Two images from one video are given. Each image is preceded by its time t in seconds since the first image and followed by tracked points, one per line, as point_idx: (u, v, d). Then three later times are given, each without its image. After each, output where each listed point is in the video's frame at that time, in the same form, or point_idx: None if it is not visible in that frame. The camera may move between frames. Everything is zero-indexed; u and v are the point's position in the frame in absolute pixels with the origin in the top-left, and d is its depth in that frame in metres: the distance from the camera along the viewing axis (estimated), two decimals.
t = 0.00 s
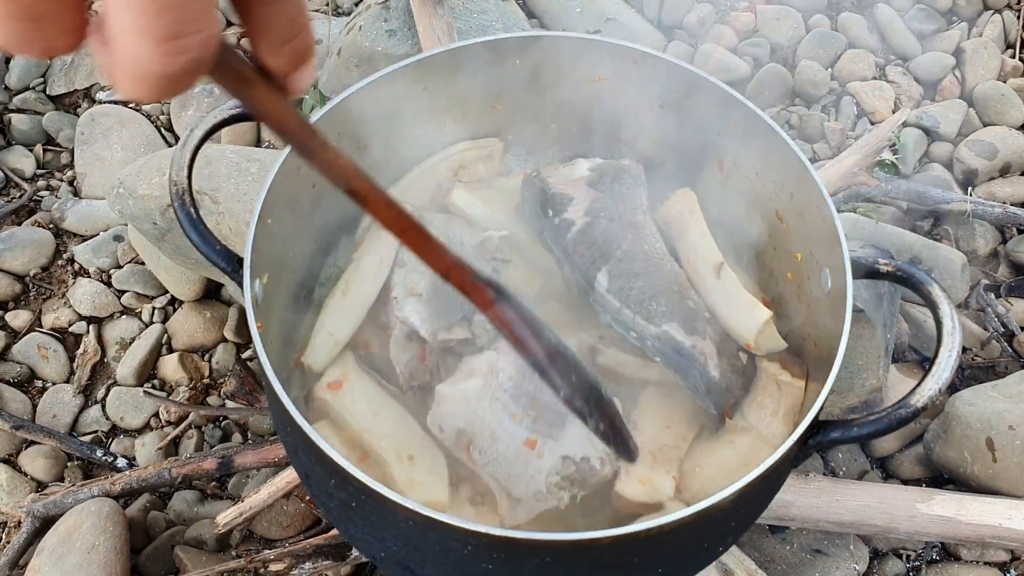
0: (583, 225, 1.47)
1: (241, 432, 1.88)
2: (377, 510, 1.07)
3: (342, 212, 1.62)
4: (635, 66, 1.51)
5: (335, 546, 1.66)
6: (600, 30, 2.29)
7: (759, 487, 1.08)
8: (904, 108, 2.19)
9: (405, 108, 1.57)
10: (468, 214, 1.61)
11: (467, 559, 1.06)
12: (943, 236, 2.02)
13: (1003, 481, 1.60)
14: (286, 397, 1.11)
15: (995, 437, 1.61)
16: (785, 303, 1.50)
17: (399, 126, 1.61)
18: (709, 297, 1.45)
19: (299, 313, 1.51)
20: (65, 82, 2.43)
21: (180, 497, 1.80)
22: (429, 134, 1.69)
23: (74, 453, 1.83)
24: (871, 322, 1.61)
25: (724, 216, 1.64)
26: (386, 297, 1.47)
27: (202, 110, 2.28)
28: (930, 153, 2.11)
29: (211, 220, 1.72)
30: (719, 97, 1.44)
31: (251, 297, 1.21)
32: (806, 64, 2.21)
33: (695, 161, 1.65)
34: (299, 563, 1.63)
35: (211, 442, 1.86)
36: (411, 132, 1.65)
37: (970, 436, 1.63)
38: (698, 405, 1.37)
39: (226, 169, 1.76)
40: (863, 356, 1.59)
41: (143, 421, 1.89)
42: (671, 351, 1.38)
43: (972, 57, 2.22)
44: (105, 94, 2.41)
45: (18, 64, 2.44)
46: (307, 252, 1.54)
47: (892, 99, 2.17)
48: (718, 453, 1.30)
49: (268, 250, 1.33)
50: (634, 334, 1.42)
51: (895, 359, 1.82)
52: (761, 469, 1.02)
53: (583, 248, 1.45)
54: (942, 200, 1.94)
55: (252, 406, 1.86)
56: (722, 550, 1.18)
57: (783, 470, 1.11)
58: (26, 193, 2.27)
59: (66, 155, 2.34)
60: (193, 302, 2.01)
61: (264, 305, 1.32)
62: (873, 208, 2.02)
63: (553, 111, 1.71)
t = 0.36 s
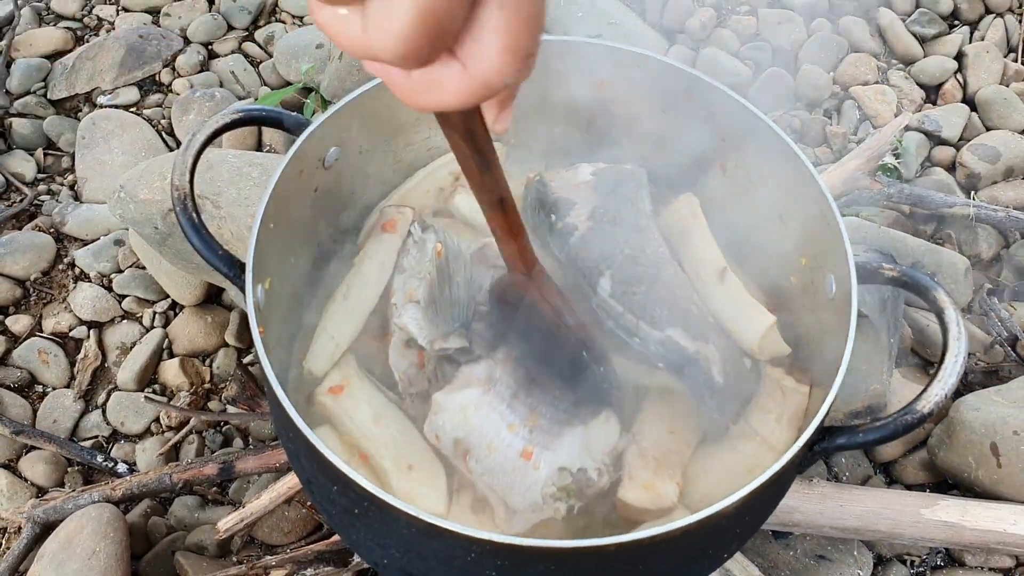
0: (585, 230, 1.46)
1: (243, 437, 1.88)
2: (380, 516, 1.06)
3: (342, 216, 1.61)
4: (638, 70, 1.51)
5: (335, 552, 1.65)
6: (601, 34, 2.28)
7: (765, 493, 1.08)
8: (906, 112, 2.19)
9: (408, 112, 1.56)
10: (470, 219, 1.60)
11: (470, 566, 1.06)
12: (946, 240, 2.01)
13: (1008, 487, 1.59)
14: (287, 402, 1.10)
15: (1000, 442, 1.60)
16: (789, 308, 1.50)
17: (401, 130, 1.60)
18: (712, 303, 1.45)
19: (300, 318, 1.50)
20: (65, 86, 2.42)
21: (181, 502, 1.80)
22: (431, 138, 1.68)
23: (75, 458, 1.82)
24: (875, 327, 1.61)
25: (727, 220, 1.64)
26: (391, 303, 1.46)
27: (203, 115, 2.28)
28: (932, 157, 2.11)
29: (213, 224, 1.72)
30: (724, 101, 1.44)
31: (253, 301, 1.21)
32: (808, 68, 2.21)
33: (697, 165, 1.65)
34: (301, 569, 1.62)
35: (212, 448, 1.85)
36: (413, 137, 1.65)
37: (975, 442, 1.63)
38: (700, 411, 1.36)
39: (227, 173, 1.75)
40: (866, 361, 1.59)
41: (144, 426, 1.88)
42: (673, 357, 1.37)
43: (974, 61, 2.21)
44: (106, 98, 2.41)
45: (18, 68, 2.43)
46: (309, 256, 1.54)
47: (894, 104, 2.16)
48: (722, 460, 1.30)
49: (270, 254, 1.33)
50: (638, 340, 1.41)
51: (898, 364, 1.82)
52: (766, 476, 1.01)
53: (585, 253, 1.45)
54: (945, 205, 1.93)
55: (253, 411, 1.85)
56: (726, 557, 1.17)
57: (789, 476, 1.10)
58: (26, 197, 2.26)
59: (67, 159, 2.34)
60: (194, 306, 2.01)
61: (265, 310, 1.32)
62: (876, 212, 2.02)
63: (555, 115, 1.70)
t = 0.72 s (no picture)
0: (592, 228, 1.46)
1: (245, 437, 1.87)
2: (386, 516, 1.05)
3: (346, 215, 1.60)
4: (643, 67, 1.50)
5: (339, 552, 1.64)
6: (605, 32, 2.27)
7: (773, 492, 1.07)
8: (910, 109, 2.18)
9: (411, 109, 1.56)
10: (474, 219, 1.60)
11: (476, 566, 1.05)
12: (952, 238, 2.00)
13: (1014, 485, 1.58)
14: (292, 401, 1.09)
15: (1007, 441, 1.59)
16: (795, 307, 1.49)
17: (404, 129, 1.60)
18: (720, 302, 1.44)
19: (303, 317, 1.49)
20: (65, 84, 2.41)
21: (183, 502, 1.79)
22: (434, 136, 1.67)
23: (76, 458, 1.82)
24: (882, 325, 1.60)
25: (733, 218, 1.63)
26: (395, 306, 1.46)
27: (204, 113, 2.27)
28: (937, 155, 2.10)
29: (215, 223, 1.70)
30: (731, 98, 1.42)
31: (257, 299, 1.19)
32: (813, 65, 2.20)
33: (703, 163, 1.64)
34: (304, 569, 1.61)
35: (214, 447, 1.84)
36: (416, 135, 1.64)
37: (981, 440, 1.62)
38: (707, 411, 1.35)
39: (229, 171, 1.75)
40: (873, 359, 1.58)
41: (146, 426, 1.87)
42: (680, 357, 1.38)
43: (978, 58, 2.21)
44: (106, 97, 2.40)
45: (18, 66, 2.42)
46: (312, 254, 1.53)
47: (898, 101, 2.16)
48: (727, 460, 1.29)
49: (273, 253, 1.32)
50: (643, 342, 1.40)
51: (903, 362, 1.81)
52: (775, 475, 1.00)
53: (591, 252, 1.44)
54: (951, 203, 1.92)
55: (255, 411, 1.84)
56: (734, 557, 1.16)
57: (796, 475, 1.09)
58: (27, 197, 2.25)
59: (67, 158, 2.33)
60: (196, 305, 2.00)
61: (268, 309, 1.31)
62: (881, 209, 2.01)
63: (560, 113, 1.69)
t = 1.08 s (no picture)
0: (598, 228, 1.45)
1: (248, 437, 1.87)
2: (392, 517, 1.05)
3: (350, 216, 1.60)
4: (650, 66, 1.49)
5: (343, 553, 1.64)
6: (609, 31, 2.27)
7: (782, 495, 1.06)
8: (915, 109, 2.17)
9: (417, 109, 1.55)
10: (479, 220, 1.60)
11: (483, 567, 1.04)
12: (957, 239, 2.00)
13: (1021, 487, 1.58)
14: (298, 401, 1.09)
15: (1013, 442, 1.59)
16: (801, 307, 1.49)
17: (409, 128, 1.59)
18: (725, 302, 1.44)
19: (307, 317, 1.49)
20: (67, 83, 2.40)
21: (186, 503, 1.79)
22: (439, 135, 1.67)
23: (79, 459, 1.81)
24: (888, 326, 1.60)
25: (740, 218, 1.62)
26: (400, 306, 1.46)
27: (207, 112, 2.27)
28: (942, 155, 2.10)
29: (219, 222, 1.70)
30: (738, 97, 1.42)
31: (262, 299, 1.19)
32: (817, 65, 2.19)
33: (709, 164, 1.63)
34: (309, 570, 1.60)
35: (217, 447, 1.84)
36: (421, 134, 1.63)
37: (987, 442, 1.61)
38: (712, 412, 1.35)
39: (233, 171, 1.74)
40: (879, 359, 1.58)
41: (148, 426, 1.87)
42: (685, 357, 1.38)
43: (983, 58, 2.20)
44: (108, 96, 2.39)
45: (20, 65, 2.42)
46: (316, 254, 1.52)
47: (903, 102, 2.15)
48: (733, 461, 1.29)
49: (278, 253, 1.31)
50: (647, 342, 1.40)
51: (908, 363, 1.80)
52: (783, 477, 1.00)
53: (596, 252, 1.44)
54: (956, 203, 1.92)
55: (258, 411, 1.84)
56: (742, 560, 1.16)
57: (805, 477, 1.09)
58: (29, 196, 2.24)
59: (69, 157, 2.32)
60: (198, 305, 2.00)
61: (273, 309, 1.30)
62: (885, 209, 2.01)
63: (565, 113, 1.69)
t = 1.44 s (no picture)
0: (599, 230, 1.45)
1: (247, 438, 1.86)
2: (391, 519, 1.05)
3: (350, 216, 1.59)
4: (650, 66, 1.49)
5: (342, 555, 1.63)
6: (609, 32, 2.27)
7: (781, 497, 1.06)
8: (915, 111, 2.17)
9: (417, 110, 1.55)
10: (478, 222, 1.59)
11: (482, 570, 1.04)
12: (956, 240, 2.00)
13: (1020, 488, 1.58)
14: (296, 402, 1.08)
15: (1012, 444, 1.59)
16: (801, 309, 1.49)
17: (408, 130, 1.59)
18: (725, 305, 1.43)
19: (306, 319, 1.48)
20: (67, 83, 2.40)
21: (184, 503, 1.78)
22: (439, 137, 1.67)
23: (76, 459, 1.80)
24: (887, 328, 1.60)
25: (740, 220, 1.62)
26: (400, 306, 1.46)
27: (206, 112, 2.26)
28: (942, 156, 2.09)
29: (218, 223, 1.69)
30: (738, 98, 1.41)
31: (260, 300, 1.18)
32: (817, 66, 2.19)
33: (709, 165, 1.63)
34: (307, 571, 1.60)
35: (216, 448, 1.83)
36: (421, 136, 1.63)
37: (988, 443, 1.61)
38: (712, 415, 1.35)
39: (232, 172, 1.74)
40: (878, 361, 1.57)
41: (147, 427, 1.86)
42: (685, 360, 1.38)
43: (983, 59, 2.20)
44: (107, 96, 2.38)
45: (19, 65, 2.41)
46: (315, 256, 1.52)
47: (902, 103, 2.15)
48: (733, 463, 1.29)
49: (276, 255, 1.31)
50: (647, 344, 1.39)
51: (908, 365, 1.80)
52: (783, 479, 0.99)
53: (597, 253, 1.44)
54: (955, 204, 1.92)
55: (257, 412, 1.83)
56: (742, 561, 1.15)
57: (804, 479, 1.09)
58: (28, 196, 2.24)
59: (68, 157, 2.32)
60: (197, 306, 1.99)
61: (271, 310, 1.30)
62: (885, 210, 2.01)
63: (567, 114, 1.69)
